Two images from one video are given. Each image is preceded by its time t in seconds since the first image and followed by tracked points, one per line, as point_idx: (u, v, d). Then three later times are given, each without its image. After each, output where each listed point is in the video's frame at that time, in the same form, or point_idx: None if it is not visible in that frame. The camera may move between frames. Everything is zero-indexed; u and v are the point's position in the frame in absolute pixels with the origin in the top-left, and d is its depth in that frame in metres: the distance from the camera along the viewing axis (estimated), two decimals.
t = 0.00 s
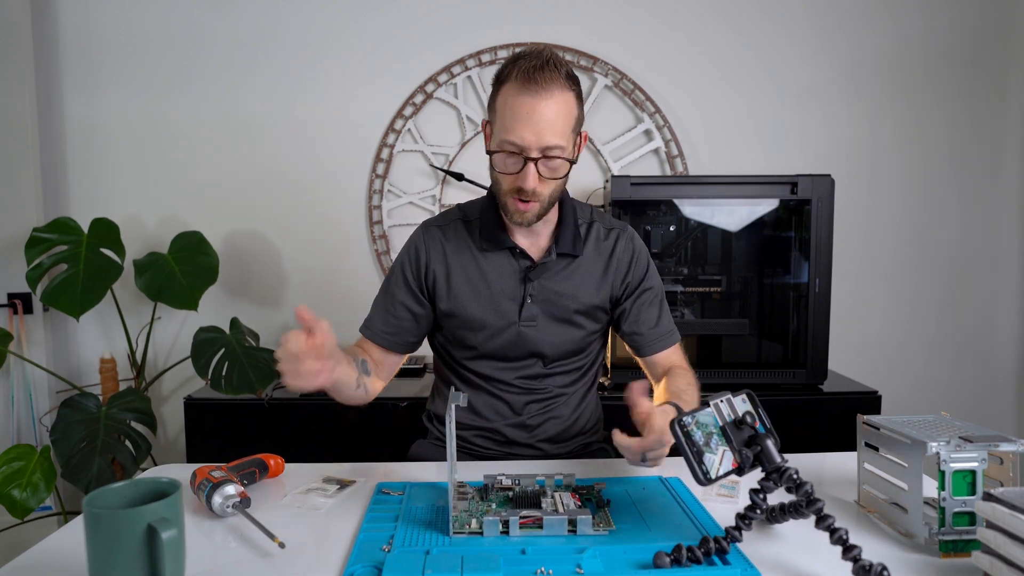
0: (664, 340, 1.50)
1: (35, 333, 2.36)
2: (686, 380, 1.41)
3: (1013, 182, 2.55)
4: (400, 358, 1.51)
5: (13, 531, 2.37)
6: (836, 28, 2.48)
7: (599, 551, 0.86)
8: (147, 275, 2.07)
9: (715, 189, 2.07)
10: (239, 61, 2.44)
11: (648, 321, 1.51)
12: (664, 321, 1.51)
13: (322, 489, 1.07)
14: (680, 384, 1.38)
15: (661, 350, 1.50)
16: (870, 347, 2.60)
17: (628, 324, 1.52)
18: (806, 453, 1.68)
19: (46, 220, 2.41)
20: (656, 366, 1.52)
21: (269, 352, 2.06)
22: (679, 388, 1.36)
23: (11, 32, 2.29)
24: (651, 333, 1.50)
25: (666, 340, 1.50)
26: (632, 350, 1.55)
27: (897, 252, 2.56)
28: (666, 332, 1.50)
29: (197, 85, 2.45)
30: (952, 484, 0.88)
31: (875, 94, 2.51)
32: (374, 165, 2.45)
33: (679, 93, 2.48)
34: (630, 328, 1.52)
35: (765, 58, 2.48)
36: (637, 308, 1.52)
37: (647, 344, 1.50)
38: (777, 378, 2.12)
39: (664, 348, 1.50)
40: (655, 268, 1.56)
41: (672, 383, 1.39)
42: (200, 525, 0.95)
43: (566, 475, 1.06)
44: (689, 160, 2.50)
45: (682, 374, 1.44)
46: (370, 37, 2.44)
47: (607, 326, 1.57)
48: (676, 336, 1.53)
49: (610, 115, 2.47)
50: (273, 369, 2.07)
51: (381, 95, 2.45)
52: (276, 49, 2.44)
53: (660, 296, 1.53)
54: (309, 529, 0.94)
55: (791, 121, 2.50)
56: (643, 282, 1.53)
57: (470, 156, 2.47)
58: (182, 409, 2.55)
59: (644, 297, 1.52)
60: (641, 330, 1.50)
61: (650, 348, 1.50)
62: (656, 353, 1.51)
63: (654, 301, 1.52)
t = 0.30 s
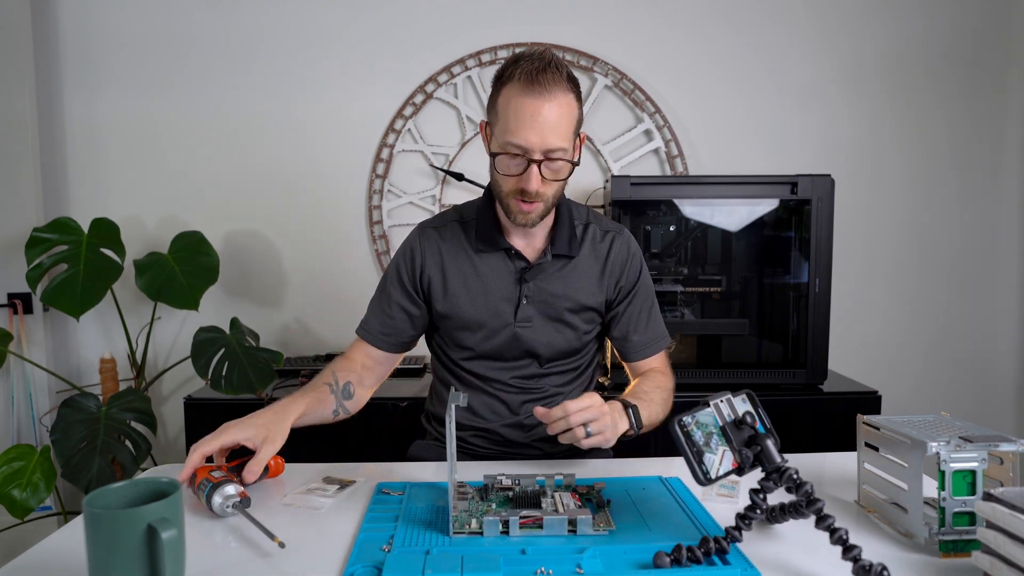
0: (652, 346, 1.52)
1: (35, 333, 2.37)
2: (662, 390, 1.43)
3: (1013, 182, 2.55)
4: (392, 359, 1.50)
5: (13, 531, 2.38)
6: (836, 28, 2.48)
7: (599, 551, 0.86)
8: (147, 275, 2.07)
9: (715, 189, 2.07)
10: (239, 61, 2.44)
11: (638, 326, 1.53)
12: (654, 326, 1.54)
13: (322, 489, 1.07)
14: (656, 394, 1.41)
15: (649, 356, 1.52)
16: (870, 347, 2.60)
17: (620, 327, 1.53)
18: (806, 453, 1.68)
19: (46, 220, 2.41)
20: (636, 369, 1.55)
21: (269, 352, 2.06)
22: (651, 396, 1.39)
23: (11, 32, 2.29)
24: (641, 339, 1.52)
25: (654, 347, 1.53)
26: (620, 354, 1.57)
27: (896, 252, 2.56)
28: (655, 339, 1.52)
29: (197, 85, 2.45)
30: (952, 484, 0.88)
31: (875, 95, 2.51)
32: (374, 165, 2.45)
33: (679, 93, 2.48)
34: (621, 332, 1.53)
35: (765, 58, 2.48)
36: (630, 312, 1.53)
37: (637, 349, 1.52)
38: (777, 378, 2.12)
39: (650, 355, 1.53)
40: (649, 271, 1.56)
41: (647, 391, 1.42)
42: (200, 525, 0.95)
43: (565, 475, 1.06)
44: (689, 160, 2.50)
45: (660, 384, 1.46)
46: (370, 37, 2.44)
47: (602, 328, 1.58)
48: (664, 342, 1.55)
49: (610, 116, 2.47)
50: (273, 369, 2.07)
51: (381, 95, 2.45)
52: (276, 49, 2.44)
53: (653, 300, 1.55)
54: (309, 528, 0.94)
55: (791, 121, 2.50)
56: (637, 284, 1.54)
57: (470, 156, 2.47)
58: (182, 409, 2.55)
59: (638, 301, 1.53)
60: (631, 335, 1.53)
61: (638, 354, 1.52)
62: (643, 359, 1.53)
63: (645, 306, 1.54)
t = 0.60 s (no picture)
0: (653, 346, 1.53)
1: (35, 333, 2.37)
2: (661, 391, 1.44)
3: (1013, 182, 2.55)
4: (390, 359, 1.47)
5: (13, 531, 2.38)
6: (836, 28, 2.48)
7: (599, 551, 0.86)
8: (147, 275, 2.07)
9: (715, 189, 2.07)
10: (239, 61, 2.44)
11: (639, 328, 1.53)
12: (654, 328, 1.54)
13: (322, 489, 1.07)
14: (654, 394, 1.42)
15: (650, 357, 1.53)
16: (870, 347, 2.60)
17: (619, 329, 1.54)
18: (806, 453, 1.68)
19: (46, 220, 2.41)
20: (636, 370, 1.56)
21: (269, 353, 2.06)
22: (650, 396, 1.40)
23: (11, 32, 2.29)
24: (642, 340, 1.53)
25: (653, 349, 1.53)
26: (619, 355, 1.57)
27: (896, 252, 2.56)
28: (656, 341, 1.53)
29: (197, 85, 2.45)
30: (952, 484, 0.88)
31: (875, 95, 2.51)
32: (374, 166, 2.45)
33: (679, 93, 2.48)
34: (621, 333, 1.53)
35: (765, 58, 2.48)
36: (630, 313, 1.54)
37: (637, 350, 1.53)
38: (777, 378, 2.12)
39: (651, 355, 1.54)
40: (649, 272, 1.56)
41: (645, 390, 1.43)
42: (200, 525, 0.95)
43: (565, 475, 1.06)
44: (689, 161, 2.50)
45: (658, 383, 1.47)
46: (370, 37, 2.44)
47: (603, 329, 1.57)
48: (665, 344, 1.56)
49: (610, 116, 2.47)
50: (273, 369, 2.07)
51: (381, 95, 2.46)
52: (276, 49, 2.44)
53: (654, 301, 1.55)
54: (309, 528, 0.94)
55: (791, 121, 2.50)
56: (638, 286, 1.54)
57: (470, 156, 2.47)
58: (182, 409, 2.55)
59: (639, 302, 1.54)
60: (632, 336, 1.53)
61: (638, 355, 1.53)
62: (642, 361, 1.53)
63: (646, 308, 1.54)
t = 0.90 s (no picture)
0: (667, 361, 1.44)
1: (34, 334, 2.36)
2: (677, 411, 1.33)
3: (1014, 181, 2.55)
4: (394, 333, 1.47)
5: (12, 532, 2.37)
6: (837, 27, 2.48)
7: (599, 552, 0.85)
8: (147, 275, 2.07)
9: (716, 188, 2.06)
10: (239, 61, 2.43)
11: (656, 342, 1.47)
12: (672, 346, 1.47)
13: (322, 490, 1.06)
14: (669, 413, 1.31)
15: (662, 372, 1.43)
16: (871, 347, 2.59)
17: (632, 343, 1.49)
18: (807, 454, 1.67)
19: (45, 220, 2.41)
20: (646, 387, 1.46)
21: (268, 353, 2.06)
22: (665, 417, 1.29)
23: (10, 31, 2.28)
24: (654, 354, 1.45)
25: (666, 365, 1.43)
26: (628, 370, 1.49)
27: (897, 252, 2.56)
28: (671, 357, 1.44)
29: (196, 85, 2.44)
30: (954, 484, 0.88)
31: (876, 94, 2.51)
32: (374, 165, 2.45)
33: (679, 93, 2.48)
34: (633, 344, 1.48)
35: (765, 57, 2.47)
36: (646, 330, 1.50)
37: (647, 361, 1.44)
38: (778, 378, 2.11)
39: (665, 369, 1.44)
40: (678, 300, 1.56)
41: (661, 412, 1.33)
42: (199, 525, 0.95)
43: (566, 476, 1.06)
44: (689, 160, 2.50)
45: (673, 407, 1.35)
46: (370, 37, 2.43)
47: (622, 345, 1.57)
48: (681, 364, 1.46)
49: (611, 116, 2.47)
50: (273, 369, 2.06)
51: (381, 95, 2.45)
52: (276, 49, 2.43)
53: (676, 323, 1.51)
54: (309, 529, 0.94)
55: (791, 121, 2.50)
56: (663, 307, 1.52)
57: (470, 156, 2.47)
58: (182, 409, 2.54)
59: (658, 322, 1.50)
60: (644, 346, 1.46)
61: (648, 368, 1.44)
62: (653, 374, 1.43)
63: (666, 325, 1.50)
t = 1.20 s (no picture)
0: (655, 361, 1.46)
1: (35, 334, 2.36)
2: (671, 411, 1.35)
3: (1013, 181, 2.55)
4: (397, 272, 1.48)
5: (13, 531, 2.38)
6: (837, 28, 2.48)
7: (599, 551, 0.85)
8: (147, 275, 2.07)
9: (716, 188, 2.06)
10: (239, 61, 2.44)
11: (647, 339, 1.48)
12: (662, 345, 1.48)
13: (322, 489, 1.07)
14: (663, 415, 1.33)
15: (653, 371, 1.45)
16: (871, 347, 2.59)
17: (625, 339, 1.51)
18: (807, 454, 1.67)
19: (45, 220, 2.41)
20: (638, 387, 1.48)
21: (269, 353, 2.06)
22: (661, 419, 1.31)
23: (11, 32, 2.29)
24: (644, 351, 1.46)
25: (656, 362, 1.46)
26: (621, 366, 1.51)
27: (897, 252, 2.56)
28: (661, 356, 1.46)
29: (196, 85, 2.44)
30: (953, 484, 0.88)
31: (876, 94, 2.51)
32: (374, 166, 2.45)
33: (679, 93, 2.48)
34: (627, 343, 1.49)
35: (765, 57, 2.48)
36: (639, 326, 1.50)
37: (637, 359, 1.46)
38: (778, 378, 2.11)
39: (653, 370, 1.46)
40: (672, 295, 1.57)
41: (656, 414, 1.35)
42: (200, 525, 0.95)
43: (566, 476, 1.06)
44: (689, 160, 2.50)
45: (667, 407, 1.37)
46: (371, 37, 2.44)
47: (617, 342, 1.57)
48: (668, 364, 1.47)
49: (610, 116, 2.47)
50: (273, 369, 2.07)
51: (381, 95, 2.45)
52: (276, 49, 2.43)
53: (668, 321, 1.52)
54: (309, 529, 0.94)
55: (791, 121, 2.50)
56: (657, 304, 1.53)
57: (470, 156, 2.47)
58: (182, 409, 2.55)
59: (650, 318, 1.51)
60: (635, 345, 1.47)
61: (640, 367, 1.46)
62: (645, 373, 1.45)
63: (659, 322, 1.51)
